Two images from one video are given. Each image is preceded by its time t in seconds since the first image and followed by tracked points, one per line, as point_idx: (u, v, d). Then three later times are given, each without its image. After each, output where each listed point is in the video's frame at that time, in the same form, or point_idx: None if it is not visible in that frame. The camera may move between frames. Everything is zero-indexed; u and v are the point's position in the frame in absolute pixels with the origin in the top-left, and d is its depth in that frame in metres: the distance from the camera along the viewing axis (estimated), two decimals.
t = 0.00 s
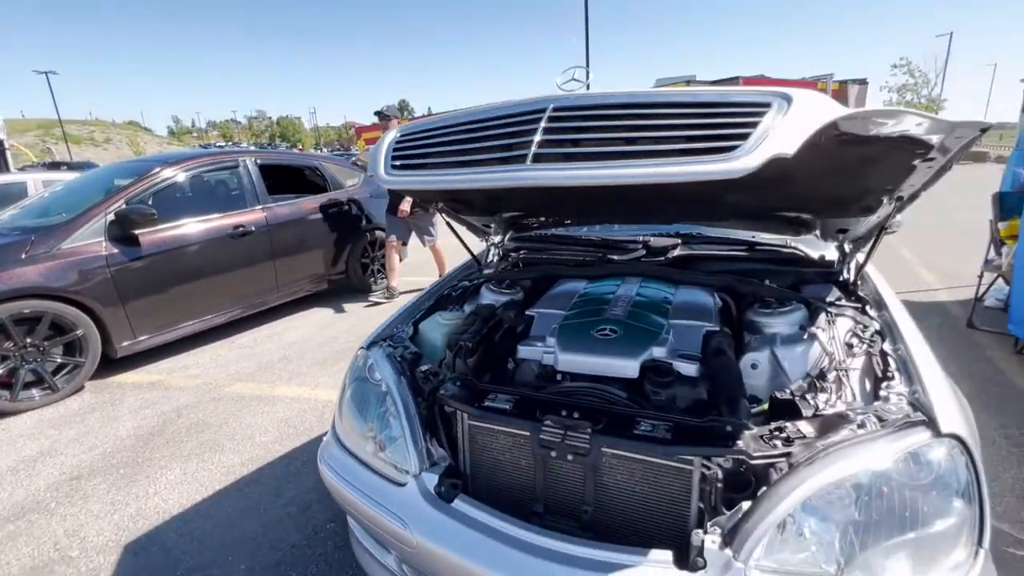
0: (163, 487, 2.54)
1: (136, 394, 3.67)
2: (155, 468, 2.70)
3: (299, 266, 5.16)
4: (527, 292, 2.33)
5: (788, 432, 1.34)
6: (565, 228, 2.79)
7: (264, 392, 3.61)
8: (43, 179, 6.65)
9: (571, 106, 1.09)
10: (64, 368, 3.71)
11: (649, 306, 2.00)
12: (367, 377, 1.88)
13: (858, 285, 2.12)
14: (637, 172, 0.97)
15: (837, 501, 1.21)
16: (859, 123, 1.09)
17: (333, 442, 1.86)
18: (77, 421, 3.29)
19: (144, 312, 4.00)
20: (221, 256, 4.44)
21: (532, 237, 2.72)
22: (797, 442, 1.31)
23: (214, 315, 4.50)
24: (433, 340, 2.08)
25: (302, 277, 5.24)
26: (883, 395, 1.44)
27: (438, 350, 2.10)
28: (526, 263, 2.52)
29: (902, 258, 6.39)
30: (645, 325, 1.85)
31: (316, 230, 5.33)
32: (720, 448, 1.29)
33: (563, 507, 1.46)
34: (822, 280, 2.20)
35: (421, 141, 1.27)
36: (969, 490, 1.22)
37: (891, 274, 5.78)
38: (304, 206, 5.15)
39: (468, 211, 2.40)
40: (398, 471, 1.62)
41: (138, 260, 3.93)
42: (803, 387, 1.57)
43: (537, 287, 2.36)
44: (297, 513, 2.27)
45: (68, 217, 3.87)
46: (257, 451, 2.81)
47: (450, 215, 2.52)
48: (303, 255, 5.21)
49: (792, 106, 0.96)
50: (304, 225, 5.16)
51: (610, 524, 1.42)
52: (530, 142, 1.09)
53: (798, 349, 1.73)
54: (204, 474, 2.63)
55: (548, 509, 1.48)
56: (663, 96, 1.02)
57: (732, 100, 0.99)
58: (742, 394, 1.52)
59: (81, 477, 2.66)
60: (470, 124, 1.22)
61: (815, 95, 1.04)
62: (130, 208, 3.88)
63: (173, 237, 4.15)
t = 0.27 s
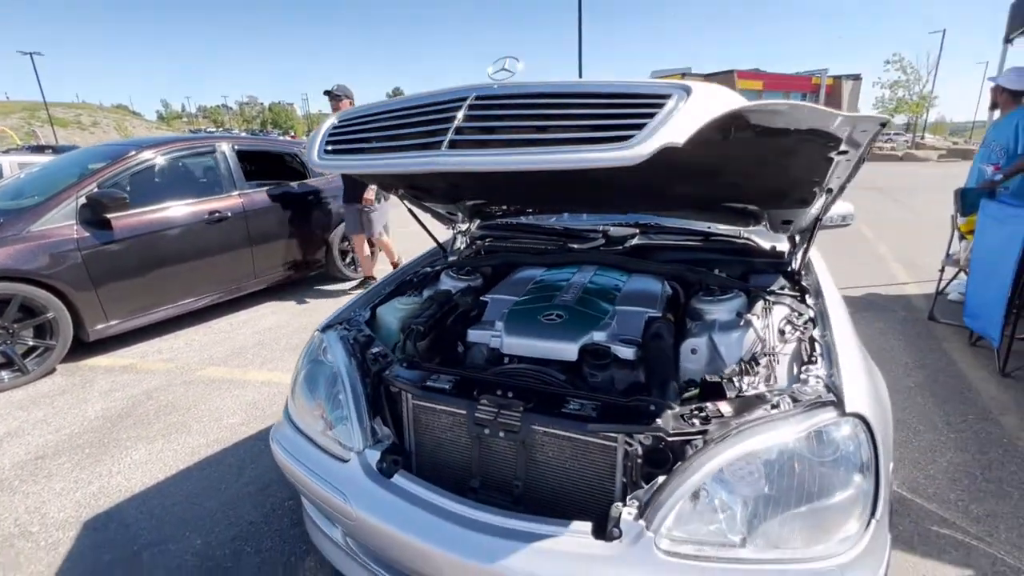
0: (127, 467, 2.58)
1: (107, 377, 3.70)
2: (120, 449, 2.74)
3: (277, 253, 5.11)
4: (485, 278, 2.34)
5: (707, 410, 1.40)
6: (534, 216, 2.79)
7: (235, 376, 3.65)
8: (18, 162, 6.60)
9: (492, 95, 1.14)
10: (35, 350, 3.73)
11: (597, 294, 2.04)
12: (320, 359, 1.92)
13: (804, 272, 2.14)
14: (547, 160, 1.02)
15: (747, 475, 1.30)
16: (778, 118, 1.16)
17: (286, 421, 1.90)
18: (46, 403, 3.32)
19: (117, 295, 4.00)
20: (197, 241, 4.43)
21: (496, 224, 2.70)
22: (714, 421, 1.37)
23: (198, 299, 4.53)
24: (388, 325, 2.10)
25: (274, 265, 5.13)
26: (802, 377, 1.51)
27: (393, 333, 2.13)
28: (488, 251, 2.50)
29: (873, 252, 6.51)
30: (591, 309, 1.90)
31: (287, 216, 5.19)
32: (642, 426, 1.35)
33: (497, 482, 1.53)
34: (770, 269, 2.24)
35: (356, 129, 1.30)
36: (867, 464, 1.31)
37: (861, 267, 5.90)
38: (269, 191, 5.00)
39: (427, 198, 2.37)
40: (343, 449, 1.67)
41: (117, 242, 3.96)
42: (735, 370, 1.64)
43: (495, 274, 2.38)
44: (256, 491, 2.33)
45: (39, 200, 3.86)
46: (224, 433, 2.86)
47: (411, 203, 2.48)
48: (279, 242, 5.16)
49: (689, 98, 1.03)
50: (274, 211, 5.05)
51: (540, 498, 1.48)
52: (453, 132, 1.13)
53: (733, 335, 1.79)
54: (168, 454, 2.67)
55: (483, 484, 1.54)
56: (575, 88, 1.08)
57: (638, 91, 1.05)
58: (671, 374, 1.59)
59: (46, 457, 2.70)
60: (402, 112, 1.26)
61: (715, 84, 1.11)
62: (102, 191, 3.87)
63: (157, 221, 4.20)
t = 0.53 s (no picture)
0: (92, 447, 2.61)
1: (79, 358, 3.71)
2: (86, 429, 2.76)
3: (256, 238, 4.99)
4: (450, 265, 2.32)
5: (641, 398, 1.44)
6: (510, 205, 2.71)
7: (208, 359, 3.65)
8: None
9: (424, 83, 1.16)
10: (7, 331, 3.73)
11: (555, 282, 2.01)
12: (275, 342, 1.93)
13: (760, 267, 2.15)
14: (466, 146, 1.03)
15: (675, 460, 1.35)
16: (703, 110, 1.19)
17: (240, 404, 1.92)
18: (16, 383, 3.33)
19: (91, 277, 3.98)
20: (173, 224, 4.38)
21: (468, 212, 2.64)
22: (646, 408, 1.41)
23: (183, 279, 4.51)
24: (349, 311, 2.11)
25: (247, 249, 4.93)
26: (739, 367, 1.55)
27: (352, 319, 2.13)
28: (456, 238, 2.45)
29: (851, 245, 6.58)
30: (546, 297, 1.89)
31: (264, 201, 5.00)
32: (575, 413, 1.38)
33: (438, 464, 1.56)
34: (729, 262, 2.23)
35: (293, 114, 1.32)
36: (789, 451, 1.36)
37: (838, 260, 5.96)
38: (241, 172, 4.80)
39: (392, 184, 2.32)
40: (292, 431, 1.70)
41: (98, 221, 3.96)
42: (683, 358, 1.65)
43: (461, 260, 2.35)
44: (219, 472, 2.36)
45: (10, 179, 3.84)
46: (191, 414, 2.88)
47: (378, 189, 2.43)
48: (259, 227, 5.02)
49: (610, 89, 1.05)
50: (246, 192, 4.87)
51: (479, 481, 1.52)
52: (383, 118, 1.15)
53: (682, 325, 1.81)
54: (134, 435, 2.69)
55: (425, 467, 1.58)
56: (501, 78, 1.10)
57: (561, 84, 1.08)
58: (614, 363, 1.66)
59: (11, 437, 2.72)
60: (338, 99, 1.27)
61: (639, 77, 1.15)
62: (75, 172, 3.85)
63: (142, 200, 4.21)
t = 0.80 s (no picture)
0: (82, 423, 2.68)
1: (76, 336, 3.78)
2: (78, 406, 2.83)
3: (252, 223, 4.95)
4: (433, 254, 2.33)
5: (601, 389, 1.47)
6: (502, 194, 2.69)
7: (201, 340, 3.70)
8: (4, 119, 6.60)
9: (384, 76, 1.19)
10: (6, 308, 3.80)
11: (531, 273, 2.03)
12: (254, 326, 1.97)
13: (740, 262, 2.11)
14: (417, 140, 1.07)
15: (630, 452, 1.38)
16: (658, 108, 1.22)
17: (219, 386, 1.97)
18: (13, 359, 3.41)
19: (88, 257, 4.03)
20: (170, 207, 4.37)
21: (455, 201, 2.64)
22: (605, 399, 1.43)
23: (182, 256, 4.54)
24: (329, 297, 2.13)
25: (234, 235, 4.84)
26: (702, 361, 1.57)
27: (332, 305, 2.16)
28: (440, 227, 2.45)
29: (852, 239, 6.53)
30: (521, 288, 1.90)
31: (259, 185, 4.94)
32: (534, 403, 1.41)
33: (404, 449, 1.60)
34: (710, 258, 2.20)
35: (265, 105, 1.36)
36: (741, 444, 1.40)
37: (837, 254, 5.92)
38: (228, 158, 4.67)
39: (377, 172, 2.33)
40: (266, 413, 1.75)
41: (100, 200, 4.02)
42: (656, 348, 1.74)
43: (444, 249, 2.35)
44: (203, 451, 2.42)
45: (9, 158, 3.89)
46: (181, 394, 2.94)
47: (364, 177, 2.43)
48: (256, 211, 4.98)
49: (564, 87, 1.07)
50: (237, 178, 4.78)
51: (442, 465, 1.56)
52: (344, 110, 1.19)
53: (653, 318, 1.80)
54: (124, 412, 2.75)
55: (392, 451, 1.62)
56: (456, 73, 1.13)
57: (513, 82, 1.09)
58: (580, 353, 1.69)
59: (4, 412, 2.78)
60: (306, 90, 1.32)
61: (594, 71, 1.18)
62: (72, 153, 3.88)
63: (144, 181, 4.24)
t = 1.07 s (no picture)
0: (107, 392, 2.82)
1: (107, 310, 3.96)
2: (104, 376, 2.98)
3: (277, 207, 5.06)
4: (439, 240, 2.38)
5: (586, 377, 1.50)
6: (515, 184, 2.71)
7: (223, 318, 3.83)
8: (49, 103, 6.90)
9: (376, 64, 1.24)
10: (44, 282, 4.00)
11: (531, 262, 2.05)
12: (263, 306, 2.06)
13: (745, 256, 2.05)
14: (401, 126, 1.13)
15: (611, 439, 1.41)
16: (642, 97, 1.23)
17: (229, 362, 2.06)
18: (49, 330, 3.60)
19: (121, 235, 4.20)
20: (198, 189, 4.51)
21: (465, 190, 2.67)
22: (589, 386, 1.46)
23: (207, 237, 4.68)
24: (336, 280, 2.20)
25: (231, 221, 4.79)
26: (691, 354, 1.58)
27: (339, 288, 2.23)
28: (449, 215, 2.49)
29: (882, 238, 6.34)
30: (519, 276, 1.93)
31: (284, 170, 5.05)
32: (519, 387, 1.45)
33: (396, 427, 1.67)
34: (716, 251, 2.16)
35: (271, 90, 1.44)
36: (721, 437, 1.41)
37: (865, 253, 5.75)
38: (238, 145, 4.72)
39: (387, 159, 2.38)
40: (269, 388, 1.83)
41: (133, 182, 4.19)
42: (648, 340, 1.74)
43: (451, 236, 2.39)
44: (217, 423, 2.53)
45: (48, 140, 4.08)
46: (200, 368, 3.06)
47: (376, 164, 2.49)
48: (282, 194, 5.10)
49: (546, 78, 1.11)
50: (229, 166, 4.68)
51: (431, 444, 1.61)
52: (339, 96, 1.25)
53: (649, 310, 1.80)
54: (146, 383, 2.89)
55: (384, 429, 1.68)
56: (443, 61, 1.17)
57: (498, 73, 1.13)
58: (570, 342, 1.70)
59: (38, 379, 2.96)
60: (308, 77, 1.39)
61: (580, 62, 1.21)
62: (108, 135, 4.05)
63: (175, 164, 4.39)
